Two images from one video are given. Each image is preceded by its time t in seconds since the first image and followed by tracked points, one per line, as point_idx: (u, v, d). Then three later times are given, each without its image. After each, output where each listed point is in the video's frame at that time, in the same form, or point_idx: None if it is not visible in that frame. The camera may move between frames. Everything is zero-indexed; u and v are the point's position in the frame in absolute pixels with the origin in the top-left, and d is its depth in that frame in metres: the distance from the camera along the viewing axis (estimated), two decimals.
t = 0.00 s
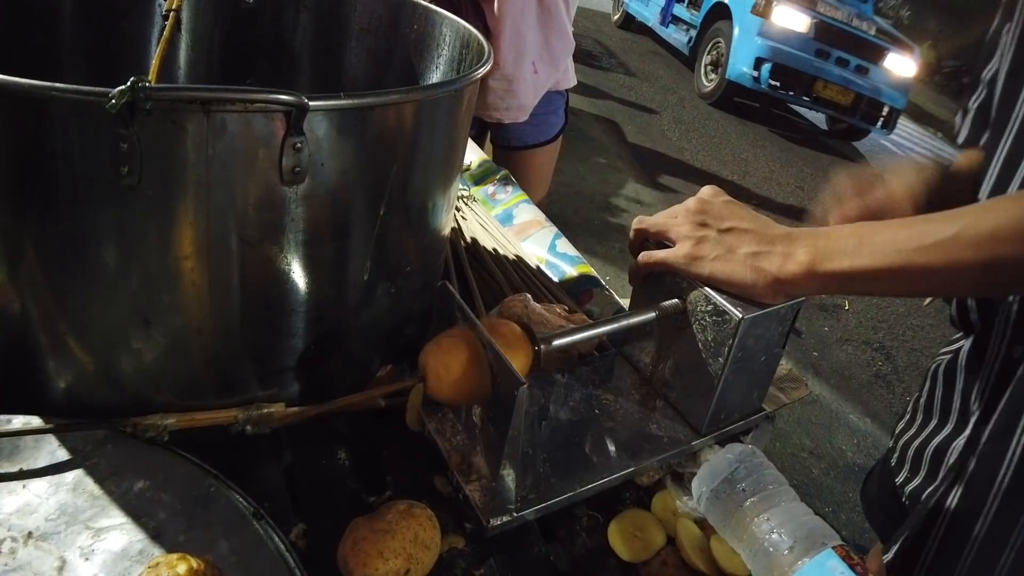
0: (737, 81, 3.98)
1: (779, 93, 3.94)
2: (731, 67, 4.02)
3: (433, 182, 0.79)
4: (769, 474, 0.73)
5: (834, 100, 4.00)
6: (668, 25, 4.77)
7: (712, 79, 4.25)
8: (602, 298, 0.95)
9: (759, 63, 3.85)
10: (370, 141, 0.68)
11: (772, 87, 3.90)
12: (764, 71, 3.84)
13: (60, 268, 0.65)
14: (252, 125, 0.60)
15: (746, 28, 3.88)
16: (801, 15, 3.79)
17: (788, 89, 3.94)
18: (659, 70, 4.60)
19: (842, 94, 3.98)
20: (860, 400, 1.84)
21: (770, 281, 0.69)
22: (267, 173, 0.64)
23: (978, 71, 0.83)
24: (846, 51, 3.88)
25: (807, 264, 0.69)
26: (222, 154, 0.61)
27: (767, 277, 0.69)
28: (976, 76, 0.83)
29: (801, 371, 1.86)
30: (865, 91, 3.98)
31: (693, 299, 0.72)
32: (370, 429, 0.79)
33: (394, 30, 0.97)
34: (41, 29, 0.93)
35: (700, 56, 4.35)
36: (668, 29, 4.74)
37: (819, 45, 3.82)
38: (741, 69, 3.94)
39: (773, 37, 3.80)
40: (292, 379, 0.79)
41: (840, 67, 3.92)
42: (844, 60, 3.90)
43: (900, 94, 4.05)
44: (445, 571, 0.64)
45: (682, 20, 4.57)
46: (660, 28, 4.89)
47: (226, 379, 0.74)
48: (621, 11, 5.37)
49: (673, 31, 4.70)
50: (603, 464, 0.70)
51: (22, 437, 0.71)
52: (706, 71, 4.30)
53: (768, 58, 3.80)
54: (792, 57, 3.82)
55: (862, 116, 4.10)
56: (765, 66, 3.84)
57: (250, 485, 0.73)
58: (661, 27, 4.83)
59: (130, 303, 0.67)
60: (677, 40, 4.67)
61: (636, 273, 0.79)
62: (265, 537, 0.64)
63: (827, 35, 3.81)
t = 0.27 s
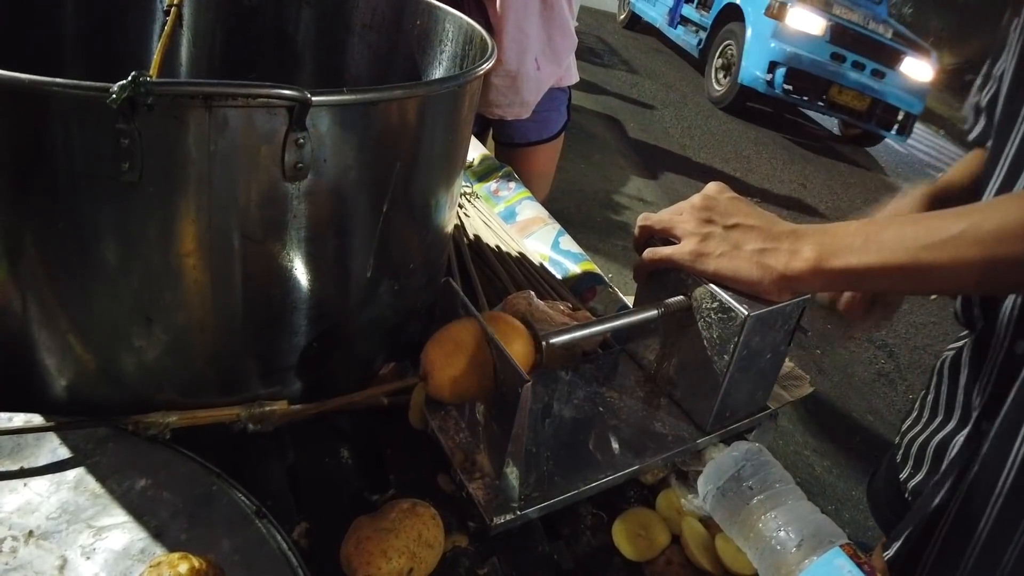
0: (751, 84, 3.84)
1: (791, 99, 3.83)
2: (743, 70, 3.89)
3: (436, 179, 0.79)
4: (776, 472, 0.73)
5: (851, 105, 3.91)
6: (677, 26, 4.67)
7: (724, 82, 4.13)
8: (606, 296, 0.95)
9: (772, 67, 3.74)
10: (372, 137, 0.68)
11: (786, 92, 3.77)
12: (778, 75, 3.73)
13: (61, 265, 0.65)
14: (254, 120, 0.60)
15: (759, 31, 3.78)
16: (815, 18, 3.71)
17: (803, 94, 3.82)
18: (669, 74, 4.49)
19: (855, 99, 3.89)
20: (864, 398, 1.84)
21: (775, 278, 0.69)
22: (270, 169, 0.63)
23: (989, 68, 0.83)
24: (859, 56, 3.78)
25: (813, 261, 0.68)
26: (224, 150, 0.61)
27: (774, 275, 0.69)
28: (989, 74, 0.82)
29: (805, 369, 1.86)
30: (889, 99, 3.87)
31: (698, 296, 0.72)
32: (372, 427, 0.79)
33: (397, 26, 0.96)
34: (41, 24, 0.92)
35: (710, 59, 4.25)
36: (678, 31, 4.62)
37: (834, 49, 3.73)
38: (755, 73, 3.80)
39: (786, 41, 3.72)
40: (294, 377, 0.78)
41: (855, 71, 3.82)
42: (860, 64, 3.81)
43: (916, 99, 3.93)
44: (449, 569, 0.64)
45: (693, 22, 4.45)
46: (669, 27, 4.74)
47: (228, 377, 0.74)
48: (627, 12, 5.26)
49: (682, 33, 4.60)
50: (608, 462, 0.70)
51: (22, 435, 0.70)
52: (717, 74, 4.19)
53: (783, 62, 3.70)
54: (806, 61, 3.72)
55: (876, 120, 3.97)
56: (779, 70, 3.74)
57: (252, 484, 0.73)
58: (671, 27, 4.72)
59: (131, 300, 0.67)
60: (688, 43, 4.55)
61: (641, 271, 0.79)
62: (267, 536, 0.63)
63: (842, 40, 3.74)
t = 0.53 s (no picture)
0: (763, 90, 3.74)
1: (807, 104, 3.68)
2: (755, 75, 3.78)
3: (439, 177, 0.79)
4: (778, 469, 0.73)
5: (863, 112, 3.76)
6: (684, 28, 4.58)
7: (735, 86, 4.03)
8: (609, 294, 0.95)
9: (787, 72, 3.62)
10: (376, 136, 0.68)
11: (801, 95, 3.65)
12: (793, 81, 3.61)
13: (65, 263, 0.65)
14: (258, 118, 0.60)
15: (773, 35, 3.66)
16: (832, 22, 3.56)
17: (815, 98, 3.69)
18: (677, 77, 4.40)
19: (869, 104, 3.74)
20: (866, 395, 1.84)
21: (778, 276, 0.69)
22: (274, 167, 0.63)
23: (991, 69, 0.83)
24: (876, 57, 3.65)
25: (816, 259, 0.69)
26: (229, 148, 0.61)
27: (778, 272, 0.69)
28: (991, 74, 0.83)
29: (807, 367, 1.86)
30: (897, 101, 3.74)
31: (701, 294, 0.72)
32: (375, 423, 0.79)
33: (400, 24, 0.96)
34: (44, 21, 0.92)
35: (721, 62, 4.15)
36: (686, 32, 4.53)
37: (849, 54, 3.61)
38: (767, 78, 3.70)
39: (800, 44, 3.58)
40: (297, 374, 0.79)
41: (870, 79, 3.68)
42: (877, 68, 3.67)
43: (934, 106, 3.80)
44: (452, 566, 0.64)
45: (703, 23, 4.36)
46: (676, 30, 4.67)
47: (231, 374, 0.74)
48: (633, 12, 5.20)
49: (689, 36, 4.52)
50: (610, 459, 0.70)
51: (27, 432, 0.70)
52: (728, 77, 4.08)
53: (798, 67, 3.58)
54: (819, 67, 3.60)
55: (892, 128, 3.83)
56: (793, 75, 3.61)
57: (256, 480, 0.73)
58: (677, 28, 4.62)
59: (135, 298, 0.67)
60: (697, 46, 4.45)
61: (643, 269, 0.79)
62: (271, 533, 0.63)
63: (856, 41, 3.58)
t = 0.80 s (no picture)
0: (774, 93, 3.72)
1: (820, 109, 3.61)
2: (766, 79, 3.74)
3: (443, 173, 0.79)
4: (779, 463, 0.73)
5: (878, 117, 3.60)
6: (693, 30, 4.50)
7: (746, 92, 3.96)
8: (611, 290, 0.95)
9: (799, 77, 3.58)
10: (382, 132, 0.68)
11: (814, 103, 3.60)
12: (805, 85, 3.56)
13: (74, 258, 0.66)
14: (265, 114, 0.60)
15: (785, 37, 3.60)
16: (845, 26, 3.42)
17: (830, 105, 3.60)
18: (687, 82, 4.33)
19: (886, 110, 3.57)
20: (867, 393, 1.85)
21: (780, 272, 0.69)
22: (280, 163, 0.64)
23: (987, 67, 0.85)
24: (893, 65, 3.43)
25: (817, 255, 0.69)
26: (236, 144, 0.61)
27: (779, 267, 0.69)
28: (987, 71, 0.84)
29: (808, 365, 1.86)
30: (909, 108, 3.52)
31: (703, 289, 0.72)
32: (380, 418, 0.80)
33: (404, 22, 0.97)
34: (50, 17, 0.93)
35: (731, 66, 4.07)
36: (694, 35, 4.45)
37: (863, 58, 3.44)
38: (779, 82, 3.67)
39: (812, 49, 3.51)
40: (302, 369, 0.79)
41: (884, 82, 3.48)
42: (892, 73, 3.46)
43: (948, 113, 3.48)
44: (456, 558, 0.64)
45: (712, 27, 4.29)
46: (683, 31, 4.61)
47: (237, 368, 0.74)
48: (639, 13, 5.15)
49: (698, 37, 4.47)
50: (613, 454, 0.71)
51: (35, 426, 0.71)
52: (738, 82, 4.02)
53: (811, 71, 3.52)
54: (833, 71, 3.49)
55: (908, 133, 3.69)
56: (807, 81, 3.56)
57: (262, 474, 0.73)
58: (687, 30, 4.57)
59: (143, 293, 0.68)
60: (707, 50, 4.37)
61: (646, 264, 0.79)
62: (277, 525, 0.64)
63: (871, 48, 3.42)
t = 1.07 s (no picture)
0: (787, 99, 3.65)
1: (831, 115, 3.55)
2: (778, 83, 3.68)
3: (447, 170, 0.80)
4: (781, 456, 0.74)
5: (892, 122, 3.51)
6: (700, 32, 4.43)
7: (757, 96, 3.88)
8: (613, 286, 0.96)
9: (813, 81, 3.50)
10: (386, 128, 0.69)
11: (824, 108, 3.54)
12: (817, 91, 3.51)
13: (80, 252, 0.66)
14: (271, 109, 0.61)
15: (799, 41, 3.51)
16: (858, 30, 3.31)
17: (842, 110, 3.53)
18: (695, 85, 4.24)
19: (898, 117, 3.48)
20: (869, 391, 1.85)
21: (782, 268, 0.70)
22: (285, 158, 0.65)
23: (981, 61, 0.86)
24: (904, 69, 3.34)
25: (818, 251, 0.70)
26: (241, 138, 0.62)
27: (779, 262, 0.70)
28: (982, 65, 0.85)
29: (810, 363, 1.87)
30: (923, 113, 3.41)
31: (705, 285, 0.73)
32: (384, 412, 0.80)
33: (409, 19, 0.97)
34: (56, 14, 0.94)
35: (740, 70, 3.99)
36: (702, 36, 4.38)
37: (876, 63, 3.34)
38: (792, 88, 3.59)
39: (825, 51, 3.42)
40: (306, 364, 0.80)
41: (898, 88, 3.40)
42: (905, 79, 3.36)
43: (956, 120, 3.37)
44: (460, 551, 0.65)
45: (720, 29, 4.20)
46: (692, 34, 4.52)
47: (241, 362, 0.75)
48: (644, 13, 5.08)
49: (705, 39, 4.37)
50: (615, 448, 0.71)
51: (41, 420, 0.72)
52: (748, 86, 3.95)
53: (823, 77, 3.45)
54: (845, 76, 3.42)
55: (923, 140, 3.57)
56: (819, 85, 3.49)
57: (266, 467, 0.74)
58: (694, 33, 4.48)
59: (149, 287, 0.68)
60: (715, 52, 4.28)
61: (647, 260, 0.80)
62: (282, 517, 0.64)
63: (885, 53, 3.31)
